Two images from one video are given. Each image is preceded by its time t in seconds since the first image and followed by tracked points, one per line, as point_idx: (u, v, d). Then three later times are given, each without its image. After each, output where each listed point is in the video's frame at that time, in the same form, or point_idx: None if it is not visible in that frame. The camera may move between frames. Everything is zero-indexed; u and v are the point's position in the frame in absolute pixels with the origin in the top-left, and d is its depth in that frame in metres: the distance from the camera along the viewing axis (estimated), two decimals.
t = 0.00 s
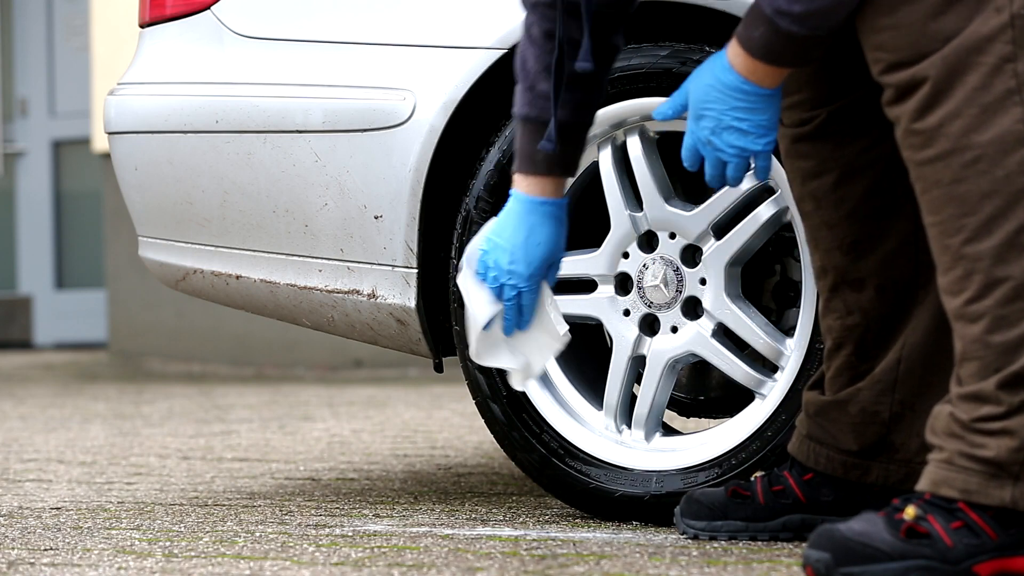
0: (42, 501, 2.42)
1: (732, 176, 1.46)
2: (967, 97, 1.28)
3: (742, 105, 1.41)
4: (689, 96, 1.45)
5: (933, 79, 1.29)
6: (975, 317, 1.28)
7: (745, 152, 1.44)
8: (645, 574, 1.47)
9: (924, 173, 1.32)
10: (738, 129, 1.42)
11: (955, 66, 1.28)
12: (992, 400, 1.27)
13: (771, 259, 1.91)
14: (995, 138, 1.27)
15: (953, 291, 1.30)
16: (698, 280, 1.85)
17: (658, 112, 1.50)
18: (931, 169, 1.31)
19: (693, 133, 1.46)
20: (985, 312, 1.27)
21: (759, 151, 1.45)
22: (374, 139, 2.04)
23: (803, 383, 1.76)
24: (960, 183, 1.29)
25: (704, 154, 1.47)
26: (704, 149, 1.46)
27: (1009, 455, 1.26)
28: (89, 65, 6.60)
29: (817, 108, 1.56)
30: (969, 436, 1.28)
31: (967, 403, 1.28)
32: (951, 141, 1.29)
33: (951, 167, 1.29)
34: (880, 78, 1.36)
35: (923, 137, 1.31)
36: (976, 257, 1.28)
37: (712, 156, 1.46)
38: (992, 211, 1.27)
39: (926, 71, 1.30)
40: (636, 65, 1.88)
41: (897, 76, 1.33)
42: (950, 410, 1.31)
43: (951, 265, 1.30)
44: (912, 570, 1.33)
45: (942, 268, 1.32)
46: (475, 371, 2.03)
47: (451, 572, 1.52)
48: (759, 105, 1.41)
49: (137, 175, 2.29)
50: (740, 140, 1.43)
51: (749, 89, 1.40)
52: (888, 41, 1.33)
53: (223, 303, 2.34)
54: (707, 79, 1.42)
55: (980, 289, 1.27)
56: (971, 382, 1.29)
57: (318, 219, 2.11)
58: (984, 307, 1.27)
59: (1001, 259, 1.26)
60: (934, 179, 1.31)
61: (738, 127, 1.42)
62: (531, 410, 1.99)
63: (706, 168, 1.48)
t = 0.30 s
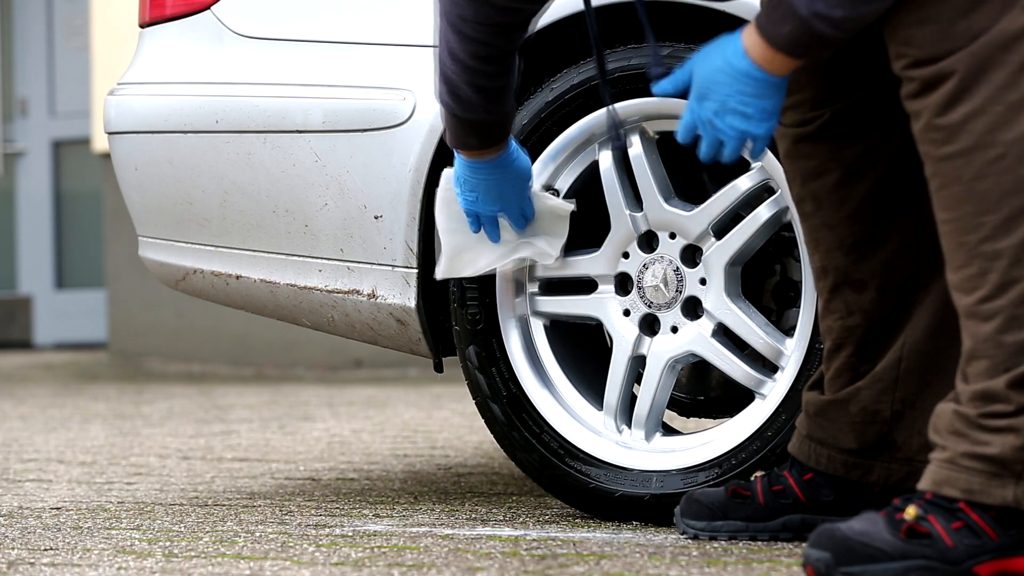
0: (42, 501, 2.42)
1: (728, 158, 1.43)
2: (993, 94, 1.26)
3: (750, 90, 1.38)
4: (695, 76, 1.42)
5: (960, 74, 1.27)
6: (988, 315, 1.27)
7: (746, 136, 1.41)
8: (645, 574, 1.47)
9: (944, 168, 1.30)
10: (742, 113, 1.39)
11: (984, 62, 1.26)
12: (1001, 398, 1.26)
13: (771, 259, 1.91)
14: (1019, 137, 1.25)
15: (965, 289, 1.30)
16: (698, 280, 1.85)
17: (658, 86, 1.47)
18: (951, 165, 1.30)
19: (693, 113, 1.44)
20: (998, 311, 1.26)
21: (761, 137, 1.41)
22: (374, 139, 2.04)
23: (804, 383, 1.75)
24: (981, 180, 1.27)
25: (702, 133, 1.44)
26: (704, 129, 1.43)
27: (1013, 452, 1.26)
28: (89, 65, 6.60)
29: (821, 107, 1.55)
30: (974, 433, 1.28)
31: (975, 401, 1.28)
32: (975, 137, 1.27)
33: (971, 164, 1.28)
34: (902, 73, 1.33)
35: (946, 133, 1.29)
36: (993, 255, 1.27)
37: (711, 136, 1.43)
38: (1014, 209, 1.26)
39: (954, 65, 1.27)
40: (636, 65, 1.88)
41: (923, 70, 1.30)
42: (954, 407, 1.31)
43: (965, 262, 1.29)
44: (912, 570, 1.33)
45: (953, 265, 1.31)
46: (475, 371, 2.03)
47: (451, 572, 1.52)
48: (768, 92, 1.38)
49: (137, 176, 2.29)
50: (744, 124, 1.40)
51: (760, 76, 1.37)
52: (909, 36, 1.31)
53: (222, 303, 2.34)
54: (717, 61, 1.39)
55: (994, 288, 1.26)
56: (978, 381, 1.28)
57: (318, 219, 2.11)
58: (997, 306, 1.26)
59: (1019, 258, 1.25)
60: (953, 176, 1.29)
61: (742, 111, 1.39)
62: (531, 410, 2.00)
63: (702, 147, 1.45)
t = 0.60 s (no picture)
0: (41, 501, 2.42)
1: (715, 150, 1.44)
2: (1001, 93, 1.26)
3: (746, 84, 1.38)
4: (690, 66, 1.42)
5: (969, 71, 1.27)
6: (993, 314, 1.27)
7: (736, 130, 1.42)
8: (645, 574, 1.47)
9: (949, 167, 1.30)
10: (736, 107, 1.40)
11: (993, 61, 1.26)
12: (1005, 397, 1.26)
13: (771, 259, 1.91)
14: None
15: (969, 288, 1.30)
16: (698, 280, 1.85)
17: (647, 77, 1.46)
18: (956, 164, 1.29)
19: (684, 104, 1.44)
20: (1003, 310, 1.26)
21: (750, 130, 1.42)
22: (374, 139, 2.04)
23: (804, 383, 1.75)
24: (988, 179, 1.27)
25: (691, 124, 1.44)
26: (694, 120, 1.44)
27: (1015, 450, 1.26)
28: (89, 65, 6.59)
29: (814, 109, 1.56)
30: (975, 432, 1.28)
31: (976, 400, 1.28)
32: (981, 136, 1.27)
33: (980, 163, 1.27)
34: (908, 69, 1.33)
35: (953, 131, 1.29)
36: (999, 254, 1.27)
37: (700, 129, 1.43)
38: (1018, 209, 1.25)
39: (963, 62, 1.27)
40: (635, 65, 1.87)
41: (931, 67, 1.30)
42: (955, 406, 1.31)
43: (970, 261, 1.29)
44: (912, 570, 1.33)
45: (957, 264, 1.31)
46: (475, 371, 2.02)
47: (451, 572, 1.52)
48: (764, 86, 1.39)
49: (137, 176, 2.30)
50: (736, 118, 1.40)
51: (759, 70, 1.37)
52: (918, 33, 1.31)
53: (222, 303, 2.34)
54: (715, 53, 1.39)
55: (999, 288, 1.26)
56: (981, 379, 1.28)
57: (318, 219, 2.11)
58: (1002, 305, 1.26)
59: None
60: (960, 174, 1.29)
61: (737, 105, 1.39)
62: (531, 410, 2.00)
63: (686, 140, 1.45)
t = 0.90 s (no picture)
0: (42, 501, 2.42)
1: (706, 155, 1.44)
2: (986, 92, 1.25)
3: (734, 87, 1.38)
4: (677, 72, 1.42)
5: (954, 72, 1.26)
6: (985, 313, 1.26)
7: (725, 134, 1.41)
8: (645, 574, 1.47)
9: (937, 167, 1.30)
10: (724, 110, 1.39)
11: (977, 61, 1.26)
12: (1000, 396, 1.25)
13: (771, 259, 1.91)
14: (1014, 134, 1.25)
15: (960, 288, 1.29)
16: (698, 280, 1.85)
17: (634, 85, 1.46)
18: (944, 164, 1.29)
19: (673, 109, 1.43)
20: (995, 308, 1.25)
21: (740, 134, 1.42)
22: (374, 139, 2.04)
23: (804, 383, 1.76)
24: (976, 178, 1.26)
25: (681, 129, 1.44)
26: (683, 125, 1.43)
27: (1013, 450, 1.25)
28: (89, 65, 6.59)
29: (807, 108, 1.55)
30: (972, 432, 1.27)
31: (972, 400, 1.27)
32: (968, 136, 1.26)
33: (967, 162, 1.27)
34: (896, 72, 1.33)
35: (940, 131, 1.29)
36: (988, 253, 1.26)
37: (689, 134, 1.43)
38: (1008, 207, 1.25)
39: (947, 63, 1.27)
40: (636, 65, 1.88)
41: (916, 69, 1.30)
42: (952, 406, 1.30)
43: (960, 261, 1.29)
44: (912, 570, 1.32)
45: (949, 264, 1.30)
46: (475, 371, 2.02)
47: (451, 572, 1.52)
48: (752, 89, 1.38)
49: (137, 176, 2.30)
50: (725, 121, 1.40)
51: (747, 73, 1.37)
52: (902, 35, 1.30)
53: (222, 303, 2.34)
54: (702, 58, 1.39)
55: (990, 286, 1.26)
56: (976, 378, 1.27)
57: (318, 219, 2.11)
58: (993, 304, 1.25)
59: (1016, 255, 1.24)
60: (948, 174, 1.29)
61: (725, 108, 1.39)
62: (531, 410, 2.00)
63: (676, 142, 1.45)
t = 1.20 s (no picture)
0: (42, 501, 2.42)
1: (702, 165, 1.45)
2: (969, 94, 1.25)
3: (724, 99, 1.38)
4: (669, 84, 1.43)
5: (936, 75, 1.26)
6: (976, 314, 1.26)
7: (720, 144, 1.42)
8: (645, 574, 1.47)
9: (924, 170, 1.30)
10: (717, 121, 1.40)
11: (958, 63, 1.26)
12: (994, 397, 1.25)
13: (771, 259, 1.91)
14: (1000, 135, 1.24)
15: (952, 289, 1.29)
16: (698, 280, 1.85)
17: (630, 97, 1.46)
18: (931, 167, 1.29)
19: (667, 121, 1.45)
20: (986, 309, 1.25)
21: (734, 143, 1.42)
22: (374, 139, 2.04)
23: (803, 383, 1.76)
24: (962, 180, 1.26)
25: (676, 141, 1.45)
26: (678, 137, 1.44)
27: (1011, 450, 1.24)
28: (89, 65, 6.59)
29: (801, 109, 1.56)
30: (970, 433, 1.27)
31: (969, 401, 1.27)
32: (953, 138, 1.26)
33: (952, 164, 1.27)
34: (880, 78, 1.33)
35: (924, 134, 1.29)
36: (977, 254, 1.26)
37: (685, 145, 1.44)
38: (994, 208, 1.25)
39: (928, 67, 1.27)
40: (636, 65, 1.88)
41: (899, 74, 1.30)
42: (950, 408, 1.30)
43: (951, 263, 1.28)
44: (912, 570, 1.32)
45: (941, 265, 1.30)
46: (475, 371, 2.02)
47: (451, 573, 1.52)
48: (742, 99, 1.39)
49: (137, 176, 2.30)
50: (718, 132, 1.41)
51: (735, 85, 1.37)
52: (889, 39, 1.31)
53: (223, 303, 2.34)
54: (691, 71, 1.39)
55: (981, 287, 1.26)
56: (971, 379, 1.27)
57: (318, 219, 2.11)
58: (984, 305, 1.25)
59: (1004, 255, 1.24)
60: (935, 176, 1.29)
61: (717, 120, 1.39)
62: (531, 410, 2.00)
63: (676, 154, 1.47)
